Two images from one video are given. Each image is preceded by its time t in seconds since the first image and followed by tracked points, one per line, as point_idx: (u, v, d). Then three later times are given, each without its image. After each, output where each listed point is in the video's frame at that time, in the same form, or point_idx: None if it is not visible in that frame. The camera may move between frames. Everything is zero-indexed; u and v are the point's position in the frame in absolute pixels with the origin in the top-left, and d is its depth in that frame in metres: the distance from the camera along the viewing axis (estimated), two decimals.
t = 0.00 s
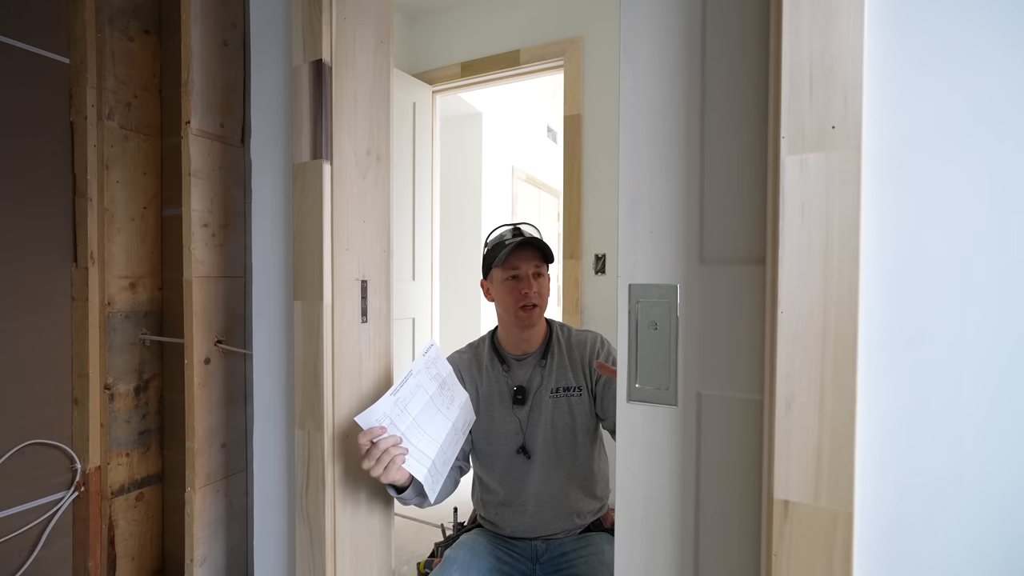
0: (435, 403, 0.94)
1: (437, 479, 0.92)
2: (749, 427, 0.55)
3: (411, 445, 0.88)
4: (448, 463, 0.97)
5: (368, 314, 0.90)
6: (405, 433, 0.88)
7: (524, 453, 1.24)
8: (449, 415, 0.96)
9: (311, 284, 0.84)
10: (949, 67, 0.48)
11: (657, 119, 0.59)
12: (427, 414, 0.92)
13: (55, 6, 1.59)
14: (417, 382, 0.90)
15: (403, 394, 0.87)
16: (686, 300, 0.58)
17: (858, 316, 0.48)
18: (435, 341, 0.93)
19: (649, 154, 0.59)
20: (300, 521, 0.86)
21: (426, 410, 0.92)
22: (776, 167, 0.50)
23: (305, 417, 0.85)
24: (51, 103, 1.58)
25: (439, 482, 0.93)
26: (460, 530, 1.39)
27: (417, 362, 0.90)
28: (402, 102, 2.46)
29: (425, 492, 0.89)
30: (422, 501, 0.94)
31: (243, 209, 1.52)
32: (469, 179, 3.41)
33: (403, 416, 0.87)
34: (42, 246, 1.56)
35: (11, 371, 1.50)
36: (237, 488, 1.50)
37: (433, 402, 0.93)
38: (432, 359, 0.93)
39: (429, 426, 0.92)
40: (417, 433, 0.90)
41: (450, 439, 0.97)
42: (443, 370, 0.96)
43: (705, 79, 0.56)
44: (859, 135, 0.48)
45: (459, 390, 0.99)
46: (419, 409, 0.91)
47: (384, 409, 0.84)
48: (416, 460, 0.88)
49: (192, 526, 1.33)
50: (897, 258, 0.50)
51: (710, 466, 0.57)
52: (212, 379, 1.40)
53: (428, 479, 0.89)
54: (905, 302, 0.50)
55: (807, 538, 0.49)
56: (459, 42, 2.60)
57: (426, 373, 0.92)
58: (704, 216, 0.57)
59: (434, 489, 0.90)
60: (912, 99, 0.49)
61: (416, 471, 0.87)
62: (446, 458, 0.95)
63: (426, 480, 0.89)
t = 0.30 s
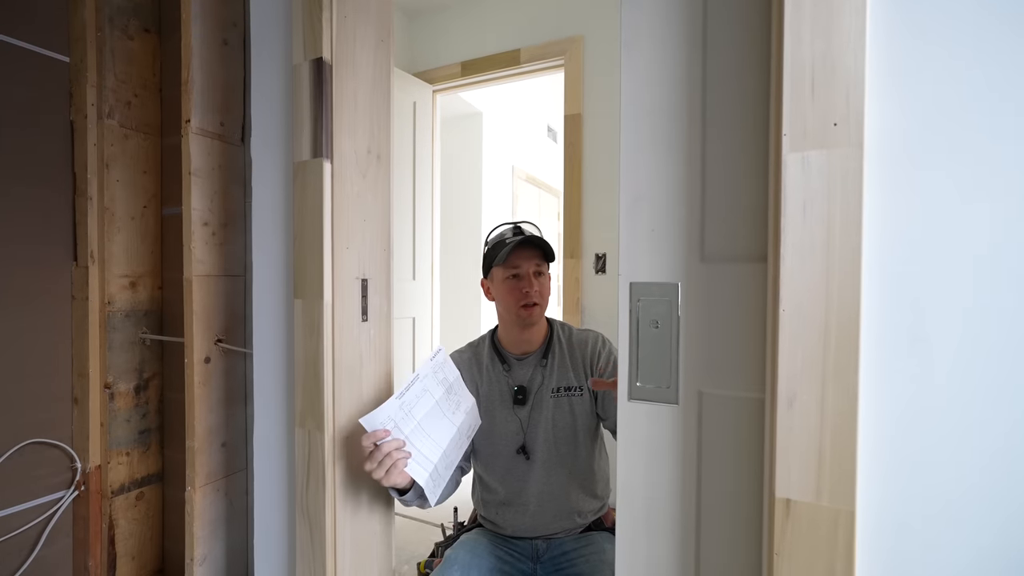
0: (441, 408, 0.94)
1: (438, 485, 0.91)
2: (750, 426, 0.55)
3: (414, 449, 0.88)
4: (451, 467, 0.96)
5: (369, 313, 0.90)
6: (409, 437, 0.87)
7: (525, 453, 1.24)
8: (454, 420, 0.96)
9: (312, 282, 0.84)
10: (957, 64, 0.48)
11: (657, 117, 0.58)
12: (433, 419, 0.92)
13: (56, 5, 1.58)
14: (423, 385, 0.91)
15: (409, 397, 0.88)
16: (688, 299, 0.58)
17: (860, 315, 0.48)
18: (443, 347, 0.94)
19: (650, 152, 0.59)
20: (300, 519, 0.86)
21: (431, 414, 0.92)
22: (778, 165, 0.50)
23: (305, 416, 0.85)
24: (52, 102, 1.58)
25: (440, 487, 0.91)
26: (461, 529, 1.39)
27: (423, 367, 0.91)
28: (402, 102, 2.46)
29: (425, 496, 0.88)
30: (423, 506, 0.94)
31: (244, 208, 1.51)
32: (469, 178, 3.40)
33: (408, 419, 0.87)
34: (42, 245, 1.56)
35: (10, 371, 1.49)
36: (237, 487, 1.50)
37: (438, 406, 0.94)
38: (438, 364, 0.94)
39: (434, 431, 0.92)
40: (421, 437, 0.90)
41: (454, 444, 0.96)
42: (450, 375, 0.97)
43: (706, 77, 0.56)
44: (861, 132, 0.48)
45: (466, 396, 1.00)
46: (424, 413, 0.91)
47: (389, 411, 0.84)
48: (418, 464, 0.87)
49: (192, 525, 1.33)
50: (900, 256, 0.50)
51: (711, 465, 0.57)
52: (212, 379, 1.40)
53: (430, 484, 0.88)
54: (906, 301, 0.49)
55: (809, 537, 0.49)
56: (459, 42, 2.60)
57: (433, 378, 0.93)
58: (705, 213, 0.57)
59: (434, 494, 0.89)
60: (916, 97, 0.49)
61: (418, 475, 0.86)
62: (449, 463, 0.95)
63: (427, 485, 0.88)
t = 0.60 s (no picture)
0: (458, 435, 0.95)
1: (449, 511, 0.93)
2: (752, 426, 0.55)
3: (426, 477, 0.90)
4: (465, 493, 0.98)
5: (370, 313, 0.90)
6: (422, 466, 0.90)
7: (526, 453, 1.24)
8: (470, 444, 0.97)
9: (313, 282, 0.84)
10: (960, 63, 0.48)
11: (659, 116, 0.58)
12: (449, 446, 0.94)
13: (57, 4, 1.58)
14: (439, 416, 0.92)
15: (423, 428, 0.90)
16: (690, 299, 0.58)
17: (862, 315, 0.48)
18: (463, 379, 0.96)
19: (651, 152, 0.59)
20: (301, 520, 0.86)
21: (447, 442, 0.94)
22: (780, 164, 0.49)
23: (306, 416, 0.85)
24: (53, 101, 1.58)
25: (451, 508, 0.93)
26: (462, 529, 1.39)
27: (440, 399, 0.93)
28: (402, 102, 2.46)
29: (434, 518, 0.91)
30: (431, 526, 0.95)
31: (244, 207, 1.51)
32: (469, 178, 3.40)
33: (422, 448, 0.90)
34: (42, 245, 1.56)
35: (10, 371, 1.49)
36: (237, 487, 1.50)
37: (456, 433, 0.95)
38: (457, 395, 0.95)
39: (448, 460, 0.94)
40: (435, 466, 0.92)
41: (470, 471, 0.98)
42: (470, 404, 0.98)
43: (708, 77, 0.56)
44: (864, 131, 0.47)
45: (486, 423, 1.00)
46: (439, 442, 0.93)
47: (402, 442, 0.87)
48: (428, 490, 0.90)
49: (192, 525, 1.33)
50: (902, 255, 0.49)
51: (712, 465, 0.57)
52: (212, 379, 1.40)
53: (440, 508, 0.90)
54: (908, 299, 0.49)
55: (811, 538, 0.49)
56: (460, 42, 2.60)
57: (450, 408, 0.94)
58: (706, 213, 0.56)
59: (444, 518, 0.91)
60: (918, 96, 0.49)
61: (427, 501, 0.89)
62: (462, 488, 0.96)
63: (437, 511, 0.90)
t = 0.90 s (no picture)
0: (460, 454, 0.97)
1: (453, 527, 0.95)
2: (752, 427, 0.55)
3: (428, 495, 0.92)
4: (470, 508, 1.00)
5: (370, 313, 0.90)
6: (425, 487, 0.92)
7: (527, 454, 1.24)
8: (474, 462, 0.99)
9: (314, 282, 0.84)
10: (957, 64, 0.48)
11: (658, 115, 0.58)
12: (451, 465, 0.96)
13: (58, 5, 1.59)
14: (441, 439, 0.95)
15: (425, 451, 0.92)
16: (691, 300, 0.58)
17: (863, 316, 0.48)
18: (463, 400, 0.96)
19: (652, 152, 0.59)
20: (302, 520, 0.86)
21: (448, 462, 0.96)
22: (781, 165, 0.49)
23: (307, 416, 0.85)
24: (54, 101, 1.58)
25: (459, 523, 0.96)
26: (464, 529, 1.39)
27: (442, 423, 0.95)
28: (403, 102, 2.46)
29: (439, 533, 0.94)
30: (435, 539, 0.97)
31: (245, 208, 1.51)
32: (469, 178, 3.40)
33: (424, 470, 0.92)
34: (43, 245, 1.56)
35: (11, 371, 1.49)
36: (238, 487, 1.50)
37: (458, 452, 0.97)
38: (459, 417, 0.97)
39: (450, 479, 0.96)
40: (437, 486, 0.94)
41: (473, 487, 1.00)
42: (472, 425, 0.99)
43: (709, 77, 0.56)
44: (864, 132, 0.47)
45: (490, 438, 1.01)
46: (440, 462, 0.95)
47: (403, 466, 0.89)
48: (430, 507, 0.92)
49: (192, 525, 1.33)
50: (902, 256, 0.49)
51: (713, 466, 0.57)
52: (213, 379, 1.40)
53: (445, 525, 0.94)
54: (908, 300, 0.49)
55: (812, 539, 0.49)
56: (460, 42, 2.60)
57: (451, 430, 0.96)
58: (707, 213, 0.57)
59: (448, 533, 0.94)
60: (917, 97, 0.49)
61: (432, 519, 0.92)
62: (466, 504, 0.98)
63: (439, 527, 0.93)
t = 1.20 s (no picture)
0: (460, 464, 0.97)
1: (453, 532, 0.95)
2: (753, 426, 0.55)
3: (427, 503, 0.93)
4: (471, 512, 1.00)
5: (371, 313, 0.90)
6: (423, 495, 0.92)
7: (527, 455, 1.24)
8: (475, 471, 0.99)
9: (315, 282, 0.84)
10: (958, 63, 0.48)
11: (660, 114, 0.58)
12: (450, 474, 0.96)
13: (59, 5, 1.59)
14: (439, 449, 0.94)
15: (423, 462, 0.92)
16: (691, 299, 0.58)
17: (864, 315, 0.48)
18: (462, 413, 0.96)
19: (654, 151, 0.59)
20: (303, 520, 0.86)
21: (447, 471, 0.96)
22: (782, 164, 0.49)
23: (308, 415, 0.85)
24: (55, 101, 1.58)
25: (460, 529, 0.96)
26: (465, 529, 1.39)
27: (441, 435, 0.94)
28: (403, 102, 2.46)
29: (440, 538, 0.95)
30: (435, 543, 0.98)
31: (246, 208, 1.51)
32: (470, 178, 3.40)
33: (423, 480, 0.92)
34: (44, 244, 1.56)
35: (13, 371, 1.49)
36: (239, 487, 1.50)
37: (457, 462, 0.97)
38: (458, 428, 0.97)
39: (449, 486, 0.96)
40: (436, 493, 0.94)
41: (474, 494, 0.99)
42: (472, 435, 0.99)
43: (710, 76, 0.56)
44: (866, 131, 0.47)
45: (490, 447, 1.00)
46: (439, 471, 0.95)
47: (402, 477, 0.89)
48: (429, 514, 0.93)
49: (193, 524, 1.33)
50: (902, 256, 0.49)
51: (714, 465, 0.57)
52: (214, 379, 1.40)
53: (444, 533, 0.94)
54: (909, 299, 0.49)
55: (813, 538, 0.49)
56: (460, 42, 2.60)
57: (450, 441, 0.96)
58: (708, 212, 0.57)
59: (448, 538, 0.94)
60: (918, 96, 0.49)
61: (430, 528, 0.92)
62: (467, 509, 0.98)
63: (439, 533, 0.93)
